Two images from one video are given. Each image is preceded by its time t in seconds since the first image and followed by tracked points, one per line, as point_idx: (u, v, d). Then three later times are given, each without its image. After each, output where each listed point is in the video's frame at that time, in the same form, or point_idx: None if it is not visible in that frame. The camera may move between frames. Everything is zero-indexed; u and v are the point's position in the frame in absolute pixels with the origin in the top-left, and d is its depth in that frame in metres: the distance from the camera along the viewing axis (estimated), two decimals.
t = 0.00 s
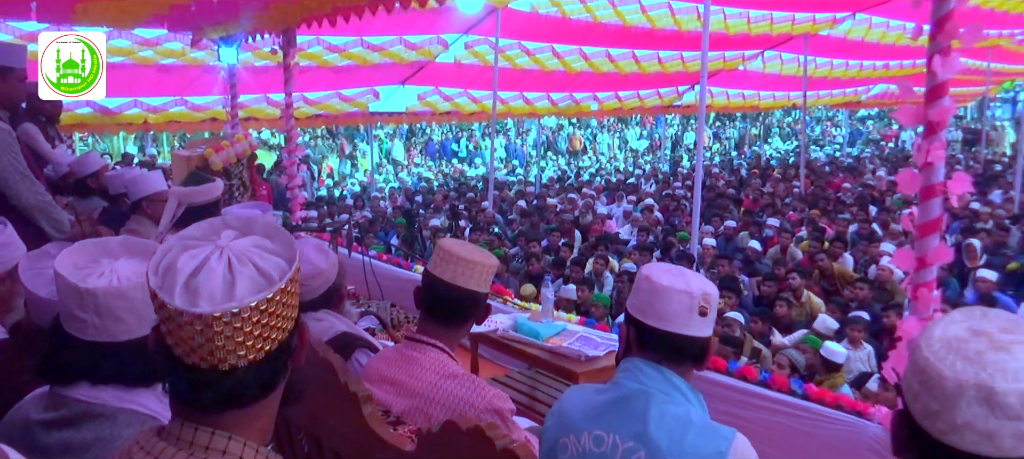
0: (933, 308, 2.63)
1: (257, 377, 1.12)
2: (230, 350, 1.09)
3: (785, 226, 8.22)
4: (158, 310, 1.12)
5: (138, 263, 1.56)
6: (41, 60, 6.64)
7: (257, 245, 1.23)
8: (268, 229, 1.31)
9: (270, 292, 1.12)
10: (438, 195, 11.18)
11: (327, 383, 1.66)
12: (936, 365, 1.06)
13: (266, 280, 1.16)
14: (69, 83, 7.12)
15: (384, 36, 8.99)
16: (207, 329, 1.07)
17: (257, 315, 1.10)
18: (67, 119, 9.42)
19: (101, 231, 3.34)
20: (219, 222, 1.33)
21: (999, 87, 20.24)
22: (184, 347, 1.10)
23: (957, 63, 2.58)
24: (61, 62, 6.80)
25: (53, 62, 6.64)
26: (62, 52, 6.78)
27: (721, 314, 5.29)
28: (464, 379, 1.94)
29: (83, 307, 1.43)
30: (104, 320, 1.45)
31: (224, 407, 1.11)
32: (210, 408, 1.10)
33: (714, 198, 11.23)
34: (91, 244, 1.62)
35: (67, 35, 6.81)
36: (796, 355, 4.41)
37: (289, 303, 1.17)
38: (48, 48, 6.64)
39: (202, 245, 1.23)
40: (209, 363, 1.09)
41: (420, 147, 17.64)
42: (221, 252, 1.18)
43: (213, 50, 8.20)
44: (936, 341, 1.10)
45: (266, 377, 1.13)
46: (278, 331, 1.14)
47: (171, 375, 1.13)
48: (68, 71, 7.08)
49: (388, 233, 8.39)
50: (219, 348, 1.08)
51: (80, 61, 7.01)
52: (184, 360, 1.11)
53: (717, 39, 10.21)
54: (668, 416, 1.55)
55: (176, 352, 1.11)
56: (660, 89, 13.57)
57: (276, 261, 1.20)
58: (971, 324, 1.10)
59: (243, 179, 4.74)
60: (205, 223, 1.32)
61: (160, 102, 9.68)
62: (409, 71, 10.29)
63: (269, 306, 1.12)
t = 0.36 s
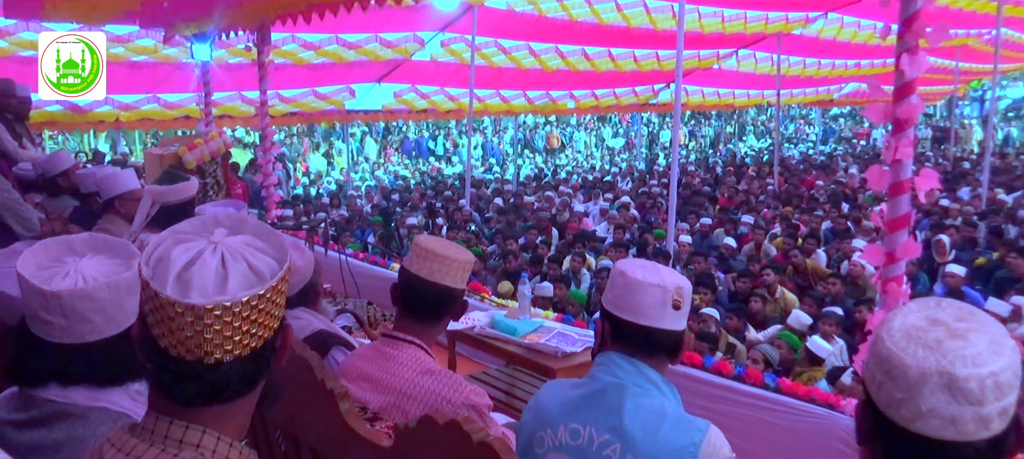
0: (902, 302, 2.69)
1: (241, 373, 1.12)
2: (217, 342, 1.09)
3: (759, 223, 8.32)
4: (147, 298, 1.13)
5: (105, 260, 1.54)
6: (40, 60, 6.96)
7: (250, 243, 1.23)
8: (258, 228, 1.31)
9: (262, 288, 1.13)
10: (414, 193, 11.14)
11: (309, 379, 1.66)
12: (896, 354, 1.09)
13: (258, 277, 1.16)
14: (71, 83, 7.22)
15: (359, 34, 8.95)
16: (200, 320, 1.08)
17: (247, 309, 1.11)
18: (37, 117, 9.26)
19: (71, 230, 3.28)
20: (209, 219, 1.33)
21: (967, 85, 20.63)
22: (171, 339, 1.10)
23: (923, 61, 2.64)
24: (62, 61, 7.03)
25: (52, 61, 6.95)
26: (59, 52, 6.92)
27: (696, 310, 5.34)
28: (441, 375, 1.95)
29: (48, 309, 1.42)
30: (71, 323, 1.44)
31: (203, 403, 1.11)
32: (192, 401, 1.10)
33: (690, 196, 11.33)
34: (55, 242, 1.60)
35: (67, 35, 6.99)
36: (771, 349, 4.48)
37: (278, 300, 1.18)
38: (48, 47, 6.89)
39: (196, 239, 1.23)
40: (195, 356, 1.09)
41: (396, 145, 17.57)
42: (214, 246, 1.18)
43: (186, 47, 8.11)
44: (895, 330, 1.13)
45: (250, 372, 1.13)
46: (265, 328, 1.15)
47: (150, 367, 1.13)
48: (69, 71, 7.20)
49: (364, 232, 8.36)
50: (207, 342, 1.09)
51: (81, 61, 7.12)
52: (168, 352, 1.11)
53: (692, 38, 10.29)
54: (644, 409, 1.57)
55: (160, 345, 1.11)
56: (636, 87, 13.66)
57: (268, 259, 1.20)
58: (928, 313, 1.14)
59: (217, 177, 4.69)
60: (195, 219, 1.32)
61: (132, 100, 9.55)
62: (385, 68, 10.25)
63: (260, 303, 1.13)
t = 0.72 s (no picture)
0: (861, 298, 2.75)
1: (198, 374, 1.12)
2: (172, 345, 1.09)
3: (725, 222, 8.44)
4: (99, 304, 1.13)
5: (63, 265, 1.53)
6: (40, 60, 6.75)
7: (203, 242, 1.23)
8: (214, 228, 1.31)
9: (214, 288, 1.13)
10: (383, 194, 11.09)
11: (270, 383, 1.65)
12: (847, 347, 1.13)
13: (211, 277, 1.16)
14: (70, 82, 7.03)
15: (326, 34, 8.88)
16: (153, 324, 1.07)
17: (201, 311, 1.11)
18: None
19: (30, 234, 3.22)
20: (163, 220, 1.33)
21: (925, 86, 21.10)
22: (125, 343, 1.10)
23: (880, 63, 2.71)
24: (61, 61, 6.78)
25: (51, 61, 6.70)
26: (58, 52, 6.62)
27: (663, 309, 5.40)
28: (408, 376, 1.95)
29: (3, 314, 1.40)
30: (27, 328, 1.42)
31: (163, 405, 1.11)
32: (151, 405, 1.11)
33: (658, 195, 11.43)
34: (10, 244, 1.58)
35: (68, 35, 6.67)
36: (737, 346, 4.55)
37: (233, 300, 1.18)
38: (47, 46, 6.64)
39: (148, 241, 1.23)
40: (151, 359, 1.09)
41: (364, 146, 17.45)
42: (166, 248, 1.18)
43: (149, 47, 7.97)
44: (846, 324, 1.16)
45: (208, 373, 1.13)
46: (222, 329, 1.15)
47: (108, 372, 1.13)
48: (70, 71, 6.95)
49: (332, 233, 8.30)
50: (162, 345, 1.09)
51: (82, 60, 6.82)
52: (124, 357, 1.11)
53: (658, 39, 10.38)
54: (609, 406, 1.59)
55: (116, 350, 1.11)
56: (604, 87, 13.75)
57: (221, 258, 1.20)
58: (876, 307, 1.17)
59: (181, 179, 4.63)
60: (149, 220, 1.31)
61: (93, 101, 9.36)
62: (352, 69, 10.18)
63: (214, 303, 1.13)
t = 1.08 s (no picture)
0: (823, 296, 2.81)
1: (156, 378, 1.13)
2: (128, 352, 1.09)
3: (692, 223, 8.54)
4: (49, 316, 1.12)
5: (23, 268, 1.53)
6: (40, 59, 6.07)
7: (151, 244, 1.23)
8: (165, 226, 1.30)
9: (165, 292, 1.13)
10: (352, 196, 11.02)
11: (233, 388, 1.65)
12: (807, 343, 1.16)
13: (162, 279, 1.16)
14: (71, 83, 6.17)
15: (293, 35, 8.81)
16: (102, 333, 1.07)
17: (154, 316, 1.11)
18: None
19: None
20: (111, 220, 1.31)
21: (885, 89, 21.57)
22: (78, 351, 1.10)
23: (839, 66, 2.77)
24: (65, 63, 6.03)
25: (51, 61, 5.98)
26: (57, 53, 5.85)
27: (631, 309, 5.45)
28: (377, 378, 1.96)
29: None
30: None
31: (125, 409, 1.12)
32: (110, 410, 1.11)
33: (627, 196, 11.53)
34: None
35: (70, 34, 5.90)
36: (704, 345, 4.61)
37: (188, 304, 1.18)
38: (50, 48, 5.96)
39: (94, 246, 1.22)
40: (106, 366, 1.10)
41: (332, 149, 17.31)
42: (112, 252, 1.18)
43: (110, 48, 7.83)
44: (806, 321, 1.20)
45: (167, 376, 1.14)
46: (177, 332, 1.15)
47: (66, 379, 1.13)
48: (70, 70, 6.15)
49: (301, 236, 8.24)
50: (116, 352, 1.09)
51: (83, 62, 6.01)
52: (80, 364, 1.11)
53: (626, 41, 10.47)
54: (576, 404, 1.61)
55: (71, 358, 1.11)
56: (573, 89, 13.83)
57: (172, 259, 1.20)
58: (837, 303, 1.21)
59: (145, 182, 4.56)
60: (99, 221, 1.29)
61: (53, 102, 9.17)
62: (320, 70, 10.12)
63: (166, 306, 1.12)
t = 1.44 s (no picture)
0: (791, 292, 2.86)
1: (124, 375, 1.13)
2: (92, 350, 1.09)
3: (665, 222, 8.62)
4: (14, 316, 1.12)
5: None
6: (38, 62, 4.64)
7: (118, 242, 1.22)
8: (133, 226, 1.29)
9: (131, 288, 1.12)
10: (324, 197, 10.95)
11: (206, 387, 1.65)
12: (772, 333, 1.20)
13: (128, 276, 1.16)
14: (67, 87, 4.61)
15: (263, 35, 8.73)
16: (68, 328, 1.07)
17: (120, 312, 1.11)
18: None
19: None
20: (77, 220, 1.29)
21: (852, 89, 21.94)
22: (44, 350, 1.10)
23: (805, 66, 2.82)
24: (62, 63, 4.48)
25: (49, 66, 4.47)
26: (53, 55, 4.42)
27: (604, 307, 5.49)
28: (349, 377, 1.96)
29: None
30: None
31: (93, 407, 1.12)
32: (79, 408, 1.11)
33: (600, 195, 11.59)
34: None
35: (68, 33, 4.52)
36: (677, 342, 4.66)
37: (156, 302, 1.18)
38: (47, 48, 4.42)
39: (60, 244, 1.21)
40: (74, 364, 1.09)
41: (304, 149, 17.16)
42: (77, 250, 1.17)
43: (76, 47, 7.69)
44: (775, 311, 1.24)
45: (135, 374, 1.14)
46: (145, 329, 1.15)
47: (32, 378, 1.13)
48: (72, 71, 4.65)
49: (273, 238, 8.16)
50: (82, 350, 1.09)
51: (83, 62, 4.51)
52: (47, 362, 1.11)
53: (597, 41, 10.54)
54: (546, 400, 1.63)
55: (37, 356, 1.11)
56: (545, 90, 13.87)
57: (138, 256, 1.19)
58: (806, 296, 1.25)
59: (112, 183, 4.49)
60: (65, 221, 1.28)
61: (16, 102, 8.97)
62: (291, 70, 10.04)
63: (132, 302, 1.12)
